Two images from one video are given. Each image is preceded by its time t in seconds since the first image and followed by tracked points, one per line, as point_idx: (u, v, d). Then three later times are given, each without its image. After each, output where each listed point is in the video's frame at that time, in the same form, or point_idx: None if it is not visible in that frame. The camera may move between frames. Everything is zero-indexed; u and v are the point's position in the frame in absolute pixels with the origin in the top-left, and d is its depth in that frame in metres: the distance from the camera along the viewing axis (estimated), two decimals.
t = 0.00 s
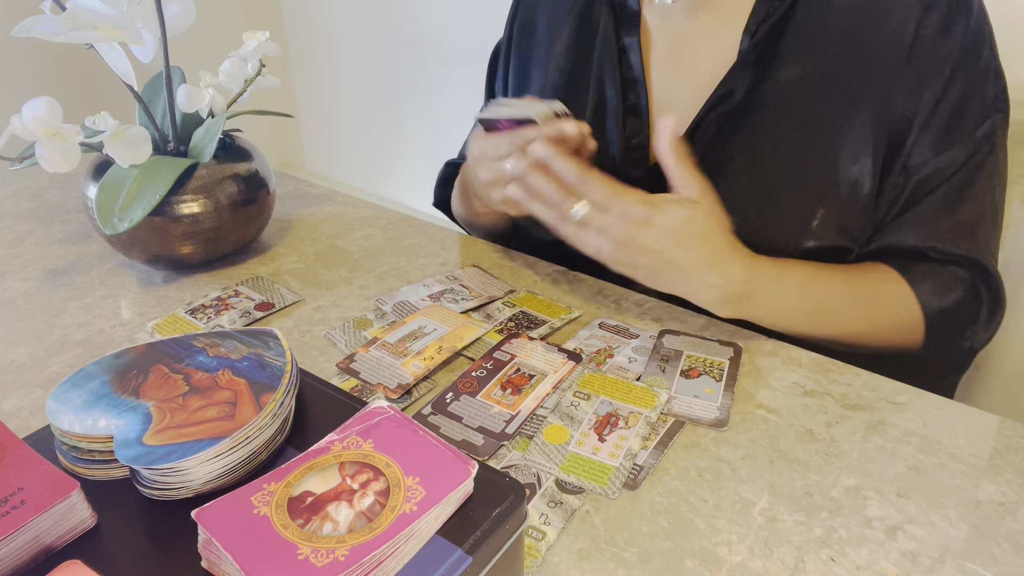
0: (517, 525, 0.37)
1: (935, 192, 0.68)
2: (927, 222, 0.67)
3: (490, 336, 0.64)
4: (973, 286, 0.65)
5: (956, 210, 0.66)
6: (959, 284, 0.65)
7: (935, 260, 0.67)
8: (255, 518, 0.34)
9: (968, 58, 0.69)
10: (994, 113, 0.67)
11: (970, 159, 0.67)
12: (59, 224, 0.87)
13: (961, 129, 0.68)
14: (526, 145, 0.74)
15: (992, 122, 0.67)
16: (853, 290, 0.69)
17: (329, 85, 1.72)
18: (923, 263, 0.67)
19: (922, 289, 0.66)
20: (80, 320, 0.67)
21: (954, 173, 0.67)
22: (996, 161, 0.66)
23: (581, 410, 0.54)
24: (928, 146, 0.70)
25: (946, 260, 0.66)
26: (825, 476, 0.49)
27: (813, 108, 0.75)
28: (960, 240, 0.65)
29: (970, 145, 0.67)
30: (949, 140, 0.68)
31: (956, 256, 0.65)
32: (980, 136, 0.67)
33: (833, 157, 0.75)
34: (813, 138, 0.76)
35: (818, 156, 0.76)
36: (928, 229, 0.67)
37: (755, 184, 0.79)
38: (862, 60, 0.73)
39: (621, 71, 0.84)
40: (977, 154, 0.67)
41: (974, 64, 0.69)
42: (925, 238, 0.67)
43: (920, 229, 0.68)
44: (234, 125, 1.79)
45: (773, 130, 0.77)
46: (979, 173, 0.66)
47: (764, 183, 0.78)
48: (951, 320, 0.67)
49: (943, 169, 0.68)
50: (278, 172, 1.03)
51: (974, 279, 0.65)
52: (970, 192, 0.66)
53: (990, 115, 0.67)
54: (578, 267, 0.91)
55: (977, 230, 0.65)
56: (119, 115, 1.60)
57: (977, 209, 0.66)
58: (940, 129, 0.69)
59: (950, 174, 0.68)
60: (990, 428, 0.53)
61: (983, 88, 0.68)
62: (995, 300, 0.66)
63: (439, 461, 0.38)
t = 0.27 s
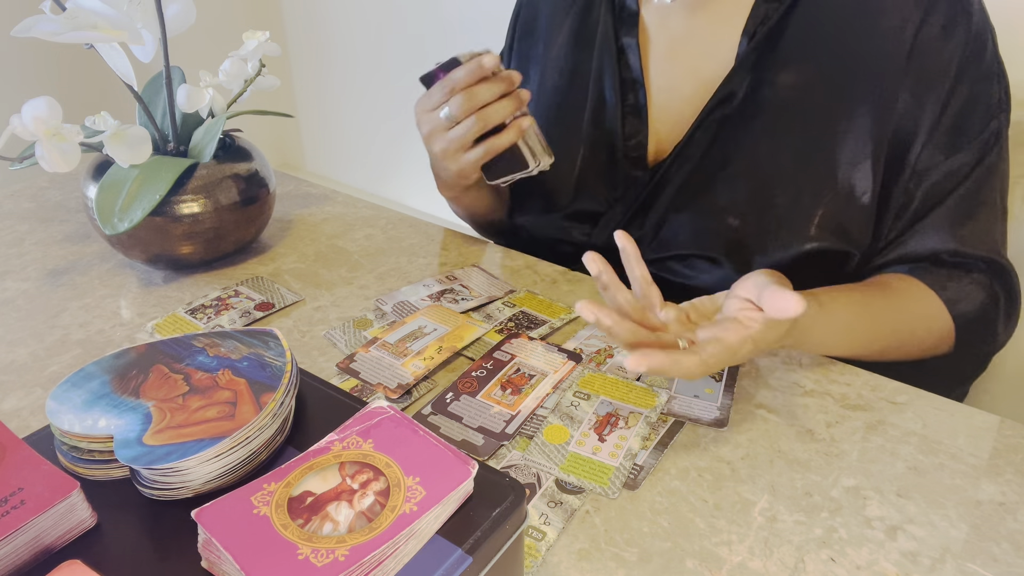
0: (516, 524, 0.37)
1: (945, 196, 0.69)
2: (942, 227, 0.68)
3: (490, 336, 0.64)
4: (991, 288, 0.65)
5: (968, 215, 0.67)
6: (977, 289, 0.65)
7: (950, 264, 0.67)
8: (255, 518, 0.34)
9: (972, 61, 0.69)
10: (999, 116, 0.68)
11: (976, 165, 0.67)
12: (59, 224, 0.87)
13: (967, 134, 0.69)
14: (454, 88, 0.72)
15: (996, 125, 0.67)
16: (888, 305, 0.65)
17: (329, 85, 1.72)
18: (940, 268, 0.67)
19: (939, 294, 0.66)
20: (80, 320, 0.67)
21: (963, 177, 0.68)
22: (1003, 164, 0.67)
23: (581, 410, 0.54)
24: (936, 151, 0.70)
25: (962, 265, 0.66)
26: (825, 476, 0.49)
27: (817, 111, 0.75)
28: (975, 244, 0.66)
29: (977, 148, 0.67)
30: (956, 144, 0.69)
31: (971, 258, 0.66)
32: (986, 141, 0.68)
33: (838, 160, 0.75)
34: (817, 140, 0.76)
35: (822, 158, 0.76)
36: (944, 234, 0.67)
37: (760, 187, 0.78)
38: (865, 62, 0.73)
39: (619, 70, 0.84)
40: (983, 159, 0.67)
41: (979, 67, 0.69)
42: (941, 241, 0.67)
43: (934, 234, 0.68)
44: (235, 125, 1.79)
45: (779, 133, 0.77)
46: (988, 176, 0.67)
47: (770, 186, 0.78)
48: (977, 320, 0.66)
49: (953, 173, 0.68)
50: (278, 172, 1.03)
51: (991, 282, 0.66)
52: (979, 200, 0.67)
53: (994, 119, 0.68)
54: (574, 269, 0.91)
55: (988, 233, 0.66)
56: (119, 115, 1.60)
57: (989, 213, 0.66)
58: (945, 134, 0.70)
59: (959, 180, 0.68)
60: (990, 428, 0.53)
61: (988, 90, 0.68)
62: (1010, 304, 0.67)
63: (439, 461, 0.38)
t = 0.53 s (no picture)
0: (517, 524, 0.37)
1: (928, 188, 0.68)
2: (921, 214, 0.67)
3: (490, 336, 0.64)
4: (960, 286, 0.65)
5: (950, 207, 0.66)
6: (948, 280, 0.65)
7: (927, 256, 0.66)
8: (255, 518, 0.34)
9: (963, 52, 0.69)
10: (988, 109, 0.67)
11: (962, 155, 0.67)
12: (58, 224, 0.87)
13: (955, 125, 0.68)
14: (516, 148, 0.71)
15: (984, 116, 0.67)
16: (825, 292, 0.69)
17: (329, 85, 1.72)
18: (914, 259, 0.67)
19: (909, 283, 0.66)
20: (80, 320, 0.67)
21: (947, 169, 0.67)
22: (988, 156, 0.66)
23: (581, 410, 0.54)
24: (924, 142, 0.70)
25: (939, 257, 0.66)
26: (825, 476, 0.49)
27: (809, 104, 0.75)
28: (953, 237, 0.65)
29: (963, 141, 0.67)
30: (943, 134, 0.69)
31: (943, 251, 0.65)
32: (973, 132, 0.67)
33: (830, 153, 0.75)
34: (808, 133, 0.76)
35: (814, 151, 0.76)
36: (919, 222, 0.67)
37: (750, 179, 0.79)
38: (859, 56, 0.73)
39: (622, 69, 0.83)
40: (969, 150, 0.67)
41: (970, 59, 0.69)
42: (918, 234, 0.67)
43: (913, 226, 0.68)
44: (234, 125, 1.79)
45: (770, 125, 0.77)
46: (973, 168, 0.66)
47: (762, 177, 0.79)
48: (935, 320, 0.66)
49: (937, 164, 0.68)
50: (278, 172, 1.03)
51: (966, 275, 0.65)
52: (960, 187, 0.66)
53: (982, 111, 0.67)
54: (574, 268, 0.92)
55: (969, 226, 0.65)
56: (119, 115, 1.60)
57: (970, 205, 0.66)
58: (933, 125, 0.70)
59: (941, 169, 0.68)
60: (990, 428, 0.53)
61: (982, 84, 0.68)
62: (983, 300, 0.66)
63: (439, 461, 0.38)
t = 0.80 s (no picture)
0: (517, 524, 0.37)
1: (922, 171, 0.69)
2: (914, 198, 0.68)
3: (490, 336, 0.64)
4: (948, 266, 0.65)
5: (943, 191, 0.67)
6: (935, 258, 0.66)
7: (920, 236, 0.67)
8: (255, 518, 0.34)
9: (955, 40, 0.69)
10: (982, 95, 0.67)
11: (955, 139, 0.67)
12: (58, 224, 0.87)
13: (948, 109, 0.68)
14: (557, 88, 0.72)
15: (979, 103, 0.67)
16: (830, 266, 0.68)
17: (328, 85, 1.72)
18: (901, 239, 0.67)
19: (897, 256, 0.66)
20: (80, 320, 0.67)
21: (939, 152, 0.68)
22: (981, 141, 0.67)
23: (581, 410, 0.54)
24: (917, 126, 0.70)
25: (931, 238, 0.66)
26: (825, 476, 0.49)
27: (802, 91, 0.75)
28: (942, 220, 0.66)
29: (955, 126, 0.67)
30: (936, 118, 0.69)
31: (936, 234, 0.66)
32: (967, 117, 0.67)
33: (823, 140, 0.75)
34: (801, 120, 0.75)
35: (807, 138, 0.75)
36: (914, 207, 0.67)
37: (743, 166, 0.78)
38: (852, 43, 0.72)
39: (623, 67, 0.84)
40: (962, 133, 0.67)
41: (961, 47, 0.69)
42: (910, 218, 0.67)
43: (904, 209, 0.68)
44: (234, 125, 1.79)
45: (763, 113, 0.76)
46: (962, 153, 0.67)
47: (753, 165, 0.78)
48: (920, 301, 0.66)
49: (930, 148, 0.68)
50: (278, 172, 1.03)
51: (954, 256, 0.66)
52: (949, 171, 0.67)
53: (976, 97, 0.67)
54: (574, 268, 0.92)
55: (958, 208, 0.66)
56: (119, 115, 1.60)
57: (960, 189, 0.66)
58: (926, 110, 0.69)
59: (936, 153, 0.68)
60: (990, 428, 0.53)
61: (975, 73, 0.68)
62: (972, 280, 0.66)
63: (439, 461, 0.38)
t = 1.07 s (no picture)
0: (517, 524, 0.37)
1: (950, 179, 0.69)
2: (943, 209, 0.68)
3: (490, 336, 0.64)
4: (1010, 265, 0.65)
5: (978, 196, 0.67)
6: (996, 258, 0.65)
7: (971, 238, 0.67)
8: (255, 518, 0.34)
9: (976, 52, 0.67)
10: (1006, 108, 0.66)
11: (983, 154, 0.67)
12: (58, 224, 0.87)
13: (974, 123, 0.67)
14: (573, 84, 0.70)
15: (1004, 115, 0.66)
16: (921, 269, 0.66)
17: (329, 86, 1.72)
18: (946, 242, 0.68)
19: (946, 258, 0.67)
20: (80, 320, 0.67)
21: (968, 161, 0.68)
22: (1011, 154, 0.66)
23: (581, 410, 0.54)
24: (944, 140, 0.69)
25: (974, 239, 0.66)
26: (825, 476, 0.49)
27: (818, 101, 0.75)
28: (981, 223, 0.66)
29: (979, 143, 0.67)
30: (963, 132, 0.68)
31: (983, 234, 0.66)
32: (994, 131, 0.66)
33: (840, 149, 0.76)
34: (816, 129, 0.76)
35: (823, 147, 0.76)
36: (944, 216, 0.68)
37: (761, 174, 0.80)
38: (866, 54, 0.72)
39: (622, 71, 0.83)
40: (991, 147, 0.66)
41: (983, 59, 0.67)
42: (952, 221, 0.68)
43: (944, 210, 0.69)
44: (235, 125, 1.79)
45: (777, 122, 0.77)
46: (994, 161, 0.66)
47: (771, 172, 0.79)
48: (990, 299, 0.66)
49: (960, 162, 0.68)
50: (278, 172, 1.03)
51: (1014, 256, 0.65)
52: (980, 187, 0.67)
53: (999, 110, 0.66)
54: (575, 266, 0.92)
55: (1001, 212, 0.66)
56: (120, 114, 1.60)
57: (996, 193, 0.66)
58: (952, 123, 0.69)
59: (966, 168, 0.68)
60: (990, 428, 0.53)
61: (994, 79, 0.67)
62: None
63: (439, 460, 0.38)
